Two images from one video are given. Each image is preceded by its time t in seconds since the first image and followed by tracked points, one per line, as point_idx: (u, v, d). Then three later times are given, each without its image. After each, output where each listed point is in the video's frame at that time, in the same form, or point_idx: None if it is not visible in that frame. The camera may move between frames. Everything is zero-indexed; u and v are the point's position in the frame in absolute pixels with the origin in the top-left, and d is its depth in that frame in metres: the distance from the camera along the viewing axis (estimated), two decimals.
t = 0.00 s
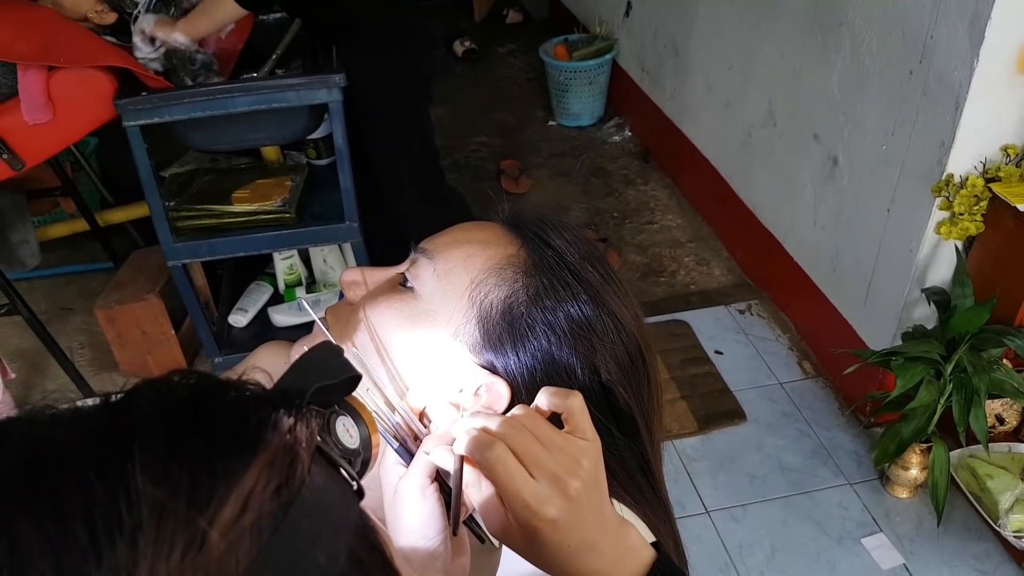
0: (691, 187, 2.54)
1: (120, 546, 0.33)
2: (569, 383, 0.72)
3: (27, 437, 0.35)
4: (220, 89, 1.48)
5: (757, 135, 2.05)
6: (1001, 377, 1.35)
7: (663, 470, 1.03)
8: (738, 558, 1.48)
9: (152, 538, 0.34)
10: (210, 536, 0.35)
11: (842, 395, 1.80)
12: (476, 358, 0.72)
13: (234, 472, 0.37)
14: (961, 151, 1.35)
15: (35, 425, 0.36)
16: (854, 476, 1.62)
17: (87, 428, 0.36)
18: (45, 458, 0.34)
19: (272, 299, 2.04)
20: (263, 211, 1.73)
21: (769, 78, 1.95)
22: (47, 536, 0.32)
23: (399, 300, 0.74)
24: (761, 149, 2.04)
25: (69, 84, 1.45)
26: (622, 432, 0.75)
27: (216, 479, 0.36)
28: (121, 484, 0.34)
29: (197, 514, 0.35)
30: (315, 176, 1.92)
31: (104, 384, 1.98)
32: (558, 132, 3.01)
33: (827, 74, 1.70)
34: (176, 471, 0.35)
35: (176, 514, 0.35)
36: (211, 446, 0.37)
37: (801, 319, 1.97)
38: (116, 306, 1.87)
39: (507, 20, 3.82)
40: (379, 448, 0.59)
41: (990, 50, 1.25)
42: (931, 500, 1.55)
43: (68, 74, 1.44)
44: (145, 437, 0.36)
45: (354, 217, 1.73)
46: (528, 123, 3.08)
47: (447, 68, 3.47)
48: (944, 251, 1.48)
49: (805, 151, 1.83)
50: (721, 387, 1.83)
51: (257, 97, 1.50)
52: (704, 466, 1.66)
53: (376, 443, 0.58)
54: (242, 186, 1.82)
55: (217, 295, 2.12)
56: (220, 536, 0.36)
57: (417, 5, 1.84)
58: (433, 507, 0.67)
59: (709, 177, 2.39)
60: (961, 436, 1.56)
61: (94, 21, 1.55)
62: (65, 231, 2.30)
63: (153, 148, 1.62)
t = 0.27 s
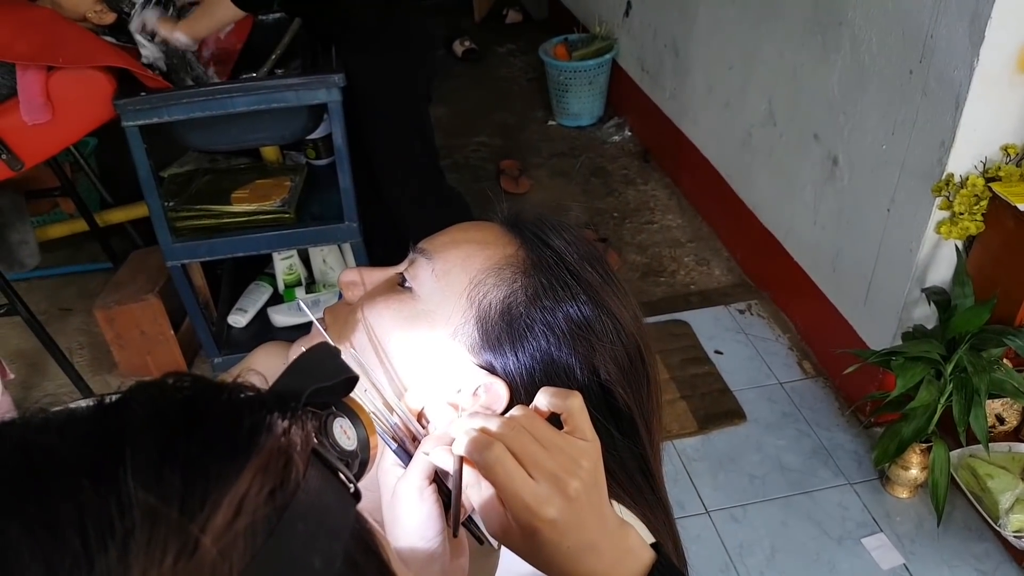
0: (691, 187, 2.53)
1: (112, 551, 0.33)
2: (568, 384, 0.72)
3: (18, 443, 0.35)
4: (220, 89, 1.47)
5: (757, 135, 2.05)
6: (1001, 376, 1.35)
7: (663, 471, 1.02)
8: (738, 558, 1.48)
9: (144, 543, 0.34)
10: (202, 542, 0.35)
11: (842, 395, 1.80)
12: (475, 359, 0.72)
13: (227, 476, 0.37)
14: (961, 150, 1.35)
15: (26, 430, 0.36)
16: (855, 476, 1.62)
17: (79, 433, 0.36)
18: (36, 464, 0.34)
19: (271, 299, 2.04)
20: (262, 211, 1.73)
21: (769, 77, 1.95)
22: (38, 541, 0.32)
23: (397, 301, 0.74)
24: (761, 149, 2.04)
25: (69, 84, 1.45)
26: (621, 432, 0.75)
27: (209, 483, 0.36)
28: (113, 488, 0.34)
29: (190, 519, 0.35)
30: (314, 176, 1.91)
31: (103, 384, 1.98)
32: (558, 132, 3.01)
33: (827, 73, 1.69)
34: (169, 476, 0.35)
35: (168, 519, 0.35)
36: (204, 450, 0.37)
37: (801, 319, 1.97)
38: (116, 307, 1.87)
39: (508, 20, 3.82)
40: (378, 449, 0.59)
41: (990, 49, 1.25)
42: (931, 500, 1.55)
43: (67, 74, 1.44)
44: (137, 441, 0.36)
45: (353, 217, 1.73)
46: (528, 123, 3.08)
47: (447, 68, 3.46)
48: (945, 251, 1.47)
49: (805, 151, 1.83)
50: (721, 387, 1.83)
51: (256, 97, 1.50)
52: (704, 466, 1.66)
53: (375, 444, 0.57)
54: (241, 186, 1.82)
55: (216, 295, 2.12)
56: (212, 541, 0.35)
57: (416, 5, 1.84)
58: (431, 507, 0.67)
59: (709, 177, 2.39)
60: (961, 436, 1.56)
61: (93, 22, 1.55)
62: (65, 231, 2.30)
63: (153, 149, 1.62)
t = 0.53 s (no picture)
0: (692, 186, 2.53)
1: (122, 555, 0.33)
2: (568, 384, 0.71)
3: (25, 443, 0.35)
4: (220, 89, 1.47)
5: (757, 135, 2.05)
6: (1003, 376, 1.34)
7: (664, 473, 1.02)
8: (740, 558, 1.47)
9: (153, 547, 0.34)
10: (210, 544, 0.35)
11: (843, 394, 1.79)
12: (474, 359, 0.71)
13: (238, 478, 0.36)
14: (962, 150, 1.35)
15: (32, 429, 0.36)
16: (856, 475, 1.62)
17: (86, 432, 0.36)
18: (44, 463, 0.34)
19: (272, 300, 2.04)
20: (262, 212, 1.73)
21: (769, 77, 1.95)
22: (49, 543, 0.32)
23: (396, 301, 0.74)
24: (762, 149, 2.04)
25: (69, 85, 1.45)
26: (621, 433, 0.74)
27: (219, 486, 0.36)
28: (122, 489, 0.34)
29: (199, 521, 0.35)
30: (314, 177, 1.91)
31: (103, 385, 1.98)
32: (558, 132, 3.00)
33: (827, 73, 1.69)
34: (178, 477, 0.35)
35: (177, 522, 0.35)
36: (213, 451, 0.36)
37: (802, 319, 1.96)
38: (116, 307, 1.87)
39: (507, 20, 3.82)
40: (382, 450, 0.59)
41: (990, 48, 1.25)
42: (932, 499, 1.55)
43: (67, 75, 1.44)
44: (147, 441, 0.35)
45: (354, 217, 1.73)
46: (528, 123, 3.08)
47: (447, 68, 3.46)
48: (946, 251, 1.47)
49: (805, 150, 1.83)
50: (722, 387, 1.83)
51: (257, 98, 1.50)
52: (705, 466, 1.65)
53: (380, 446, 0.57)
54: (241, 187, 1.82)
55: (216, 295, 2.11)
56: (221, 545, 0.36)
57: (416, 5, 1.84)
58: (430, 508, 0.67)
59: (709, 176, 2.38)
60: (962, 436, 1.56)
61: (93, 22, 1.49)
62: (65, 232, 2.30)
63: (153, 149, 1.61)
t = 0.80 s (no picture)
0: (692, 186, 2.53)
1: (119, 557, 0.33)
2: (567, 384, 0.71)
3: (23, 447, 0.35)
4: (220, 89, 1.48)
5: (758, 135, 2.05)
6: (1002, 376, 1.34)
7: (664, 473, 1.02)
8: (739, 558, 1.47)
9: (152, 551, 0.34)
10: (210, 547, 0.35)
11: (843, 394, 1.79)
12: (473, 359, 0.71)
13: (237, 479, 0.36)
14: (962, 150, 1.35)
15: (31, 432, 0.36)
16: (856, 475, 1.62)
17: (84, 435, 0.36)
18: (43, 467, 0.34)
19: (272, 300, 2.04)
20: (262, 212, 1.73)
21: (769, 77, 1.95)
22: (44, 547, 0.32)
23: (395, 301, 0.74)
24: (762, 149, 2.04)
25: (69, 85, 1.45)
26: (620, 432, 0.74)
27: (218, 488, 0.36)
28: (123, 491, 0.34)
29: (199, 526, 0.35)
30: (314, 177, 1.91)
31: (104, 384, 1.98)
32: (558, 131, 3.00)
33: (828, 72, 1.69)
34: (176, 480, 0.35)
35: (177, 525, 0.34)
36: (212, 453, 0.36)
37: (802, 319, 1.96)
38: (116, 307, 1.87)
39: (508, 19, 3.82)
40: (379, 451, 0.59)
41: (990, 48, 1.25)
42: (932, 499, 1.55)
43: (67, 75, 1.44)
44: (145, 444, 0.35)
45: (354, 217, 1.73)
46: (529, 123, 3.08)
47: (447, 68, 3.46)
48: (946, 251, 1.47)
49: (806, 150, 1.83)
50: (722, 387, 1.83)
51: (257, 97, 1.50)
52: (704, 466, 1.66)
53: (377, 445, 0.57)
54: (242, 187, 1.82)
55: (217, 295, 2.12)
56: (221, 548, 0.35)
57: (416, 5, 1.84)
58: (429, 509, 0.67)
59: (710, 176, 2.38)
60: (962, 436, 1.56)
61: (93, 22, 1.49)
62: (65, 232, 2.30)
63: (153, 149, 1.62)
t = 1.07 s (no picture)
0: (693, 187, 2.53)
1: None
2: (568, 384, 0.71)
3: None
4: (222, 90, 1.48)
5: (759, 136, 2.05)
6: (1004, 378, 1.34)
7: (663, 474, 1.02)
8: (740, 559, 1.47)
9: None
10: (201, 575, 0.31)
11: (844, 396, 1.80)
12: (473, 360, 0.71)
13: (230, 500, 0.32)
14: (963, 152, 1.35)
15: None
16: (856, 477, 1.62)
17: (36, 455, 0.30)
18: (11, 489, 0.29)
19: (273, 300, 2.04)
20: (264, 212, 1.73)
21: (771, 79, 1.95)
22: None
23: (395, 301, 0.74)
24: (763, 151, 2.04)
25: (72, 86, 1.45)
26: (619, 432, 0.74)
27: (210, 510, 0.31)
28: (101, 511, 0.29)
29: (187, 555, 0.31)
30: (316, 177, 1.92)
31: (105, 384, 1.98)
32: (559, 133, 3.01)
33: (829, 74, 1.69)
34: (161, 507, 0.30)
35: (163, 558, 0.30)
36: (204, 468, 0.32)
37: (803, 321, 1.96)
38: (118, 307, 1.87)
39: (509, 21, 3.82)
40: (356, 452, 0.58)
41: (992, 50, 1.25)
42: (932, 501, 1.55)
43: (71, 76, 1.44)
44: (130, 460, 0.31)
45: (355, 218, 1.73)
46: (530, 124, 3.08)
47: (449, 69, 3.47)
48: (947, 253, 1.47)
49: (807, 152, 1.83)
50: (723, 388, 1.83)
51: (259, 98, 1.50)
52: (705, 467, 1.66)
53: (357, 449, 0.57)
54: (243, 187, 1.82)
55: (218, 295, 2.12)
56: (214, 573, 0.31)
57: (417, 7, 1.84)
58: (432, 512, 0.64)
59: (711, 178, 2.38)
60: (963, 438, 1.56)
61: (96, 23, 1.51)
62: (67, 232, 2.30)
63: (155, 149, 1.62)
